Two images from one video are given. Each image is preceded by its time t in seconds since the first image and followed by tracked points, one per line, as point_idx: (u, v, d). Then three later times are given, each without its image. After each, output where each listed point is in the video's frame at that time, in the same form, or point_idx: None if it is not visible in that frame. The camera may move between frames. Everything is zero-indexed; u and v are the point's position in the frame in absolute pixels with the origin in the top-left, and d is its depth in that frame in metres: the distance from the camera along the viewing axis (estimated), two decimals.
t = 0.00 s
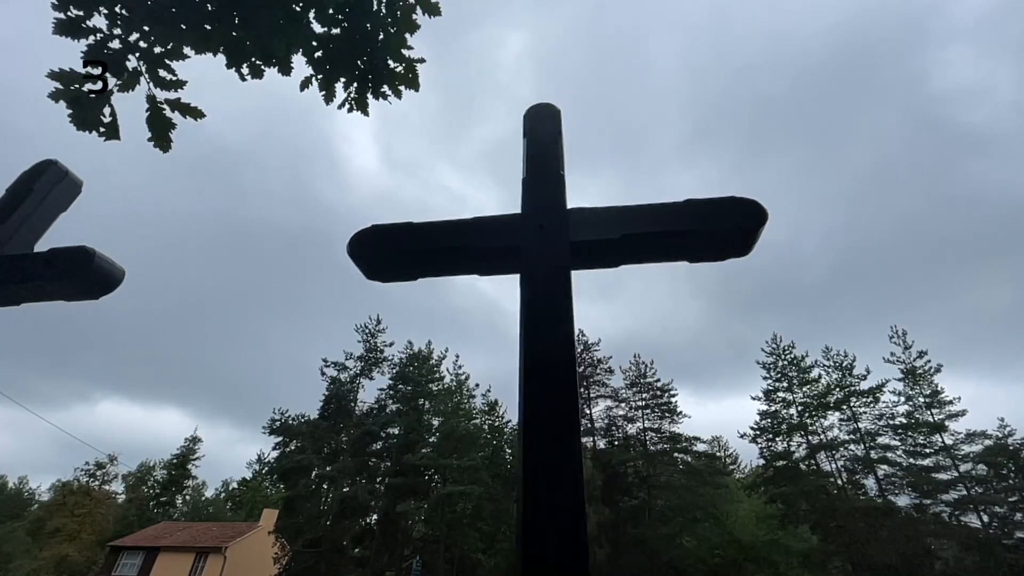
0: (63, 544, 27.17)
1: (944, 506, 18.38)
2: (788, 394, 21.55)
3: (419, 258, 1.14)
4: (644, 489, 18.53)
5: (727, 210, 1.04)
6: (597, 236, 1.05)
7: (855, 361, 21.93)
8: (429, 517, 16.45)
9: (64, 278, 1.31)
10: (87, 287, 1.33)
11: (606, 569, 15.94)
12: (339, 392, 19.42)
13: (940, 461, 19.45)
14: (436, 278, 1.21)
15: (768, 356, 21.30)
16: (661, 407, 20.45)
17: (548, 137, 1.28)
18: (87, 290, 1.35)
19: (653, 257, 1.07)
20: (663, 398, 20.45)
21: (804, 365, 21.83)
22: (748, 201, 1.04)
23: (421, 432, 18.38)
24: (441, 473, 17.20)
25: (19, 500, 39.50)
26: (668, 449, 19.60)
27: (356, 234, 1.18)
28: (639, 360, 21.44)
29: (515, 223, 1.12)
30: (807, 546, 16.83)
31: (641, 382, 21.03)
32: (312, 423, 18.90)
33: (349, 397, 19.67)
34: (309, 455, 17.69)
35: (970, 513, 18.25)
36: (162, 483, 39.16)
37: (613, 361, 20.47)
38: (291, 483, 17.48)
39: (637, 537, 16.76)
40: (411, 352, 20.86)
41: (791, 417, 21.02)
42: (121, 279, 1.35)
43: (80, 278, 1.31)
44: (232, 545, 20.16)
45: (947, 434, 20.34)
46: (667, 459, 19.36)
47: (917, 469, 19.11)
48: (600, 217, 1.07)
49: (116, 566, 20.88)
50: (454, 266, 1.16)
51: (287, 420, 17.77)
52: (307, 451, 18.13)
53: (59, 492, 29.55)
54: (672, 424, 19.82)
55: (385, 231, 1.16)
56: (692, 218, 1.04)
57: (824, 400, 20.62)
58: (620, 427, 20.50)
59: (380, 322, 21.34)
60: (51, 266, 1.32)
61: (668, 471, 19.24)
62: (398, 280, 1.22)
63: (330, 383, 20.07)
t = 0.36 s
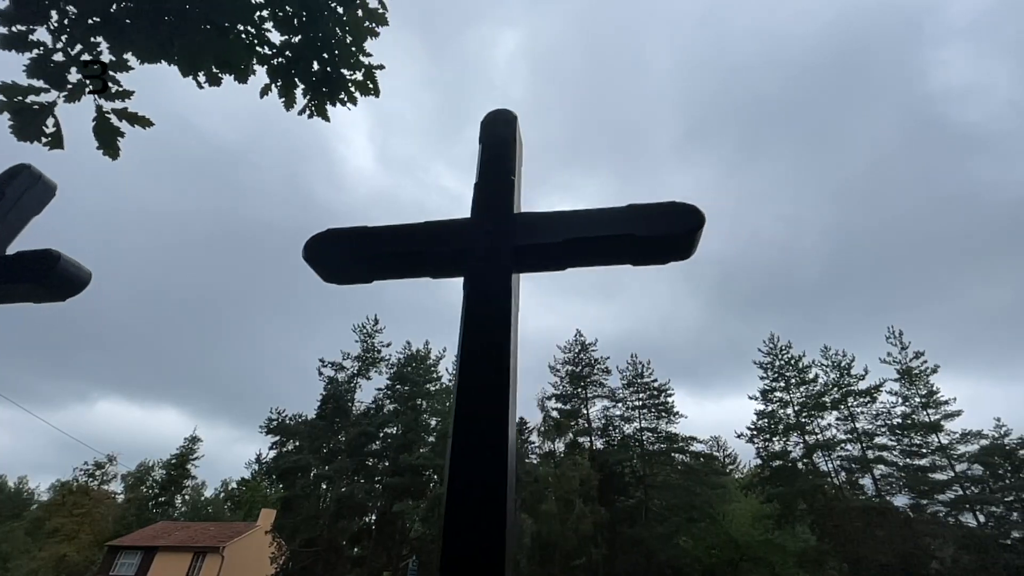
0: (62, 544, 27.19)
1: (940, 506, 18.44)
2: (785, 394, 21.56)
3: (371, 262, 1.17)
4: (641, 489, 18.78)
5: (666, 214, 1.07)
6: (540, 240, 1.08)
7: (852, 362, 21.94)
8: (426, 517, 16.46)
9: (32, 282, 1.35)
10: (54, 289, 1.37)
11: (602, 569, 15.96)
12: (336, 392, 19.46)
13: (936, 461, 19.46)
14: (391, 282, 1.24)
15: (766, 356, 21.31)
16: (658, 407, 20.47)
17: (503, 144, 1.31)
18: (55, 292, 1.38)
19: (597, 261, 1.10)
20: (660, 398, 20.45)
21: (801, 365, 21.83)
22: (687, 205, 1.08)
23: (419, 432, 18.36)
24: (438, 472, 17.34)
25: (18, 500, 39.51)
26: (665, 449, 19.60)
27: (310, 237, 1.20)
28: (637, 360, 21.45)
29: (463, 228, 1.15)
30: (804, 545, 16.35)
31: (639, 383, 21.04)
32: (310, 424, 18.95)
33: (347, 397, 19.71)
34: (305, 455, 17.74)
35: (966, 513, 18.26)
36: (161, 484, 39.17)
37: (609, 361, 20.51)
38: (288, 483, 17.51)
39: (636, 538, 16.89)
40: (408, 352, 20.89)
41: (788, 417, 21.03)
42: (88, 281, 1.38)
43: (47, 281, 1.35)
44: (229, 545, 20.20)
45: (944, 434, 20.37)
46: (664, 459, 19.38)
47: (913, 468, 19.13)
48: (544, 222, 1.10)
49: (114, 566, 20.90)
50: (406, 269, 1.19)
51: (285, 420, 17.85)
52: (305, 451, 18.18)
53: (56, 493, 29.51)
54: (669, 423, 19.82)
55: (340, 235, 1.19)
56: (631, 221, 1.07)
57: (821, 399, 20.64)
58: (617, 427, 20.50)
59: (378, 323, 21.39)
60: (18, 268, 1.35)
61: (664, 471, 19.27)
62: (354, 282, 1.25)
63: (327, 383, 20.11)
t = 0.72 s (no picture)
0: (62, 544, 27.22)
1: (938, 506, 18.42)
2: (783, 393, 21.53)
3: (327, 255, 1.18)
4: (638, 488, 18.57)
5: (615, 206, 1.08)
6: (489, 232, 1.09)
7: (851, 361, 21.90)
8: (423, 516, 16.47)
9: None
10: (16, 285, 1.37)
11: (600, 568, 15.94)
12: (334, 391, 19.45)
13: (934, 460, 19.43)
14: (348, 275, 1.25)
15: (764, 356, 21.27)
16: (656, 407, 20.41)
17: (464, 137, 1.32)
18: (18, 287, 1.38)
19: (549, 249, 1.12)
20: (658, 397, 20.40)
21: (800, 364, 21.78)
22: (637, 195, 1.08)
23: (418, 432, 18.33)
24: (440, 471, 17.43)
25: (19, 501, 39.55)
26: (664, 448, 19.55)
27: (267, 230, 1.21)
28: (635, 359, 21.41)
29: (418, 219, 1.16)
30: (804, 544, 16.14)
31: (637, 382, 21.00)
32: (308, 423, 18.95)
33: (345, 396, 19.70)
34: (303, 454, 17.77)
35: (964, 513, 18.23)
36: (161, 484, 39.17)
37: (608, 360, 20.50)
38: (286, 482, 17.52)
39: (631, 535, 16.79)
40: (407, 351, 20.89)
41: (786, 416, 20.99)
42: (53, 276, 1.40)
43: (10, 277, 1.36)
44: (228, 544, 20.22)
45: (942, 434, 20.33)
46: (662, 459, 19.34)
47: (912, 468, 19.10)
48: (495, 215, 1.11)
49: (113, 566, 20.93)
50: (362, 262, 1.20)
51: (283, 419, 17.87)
52: (302, 450, 18.19)
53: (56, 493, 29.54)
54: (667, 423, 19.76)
55: (297, 228, 1.20)
56: (580, 212, 1.09)
57: (819, 399, 20.60)
58: (615, 426, 20.46)
59: (376, 322, 21.40)
60: None
61: (662, 470, 19.23)
62: (311, 276, 1.26)
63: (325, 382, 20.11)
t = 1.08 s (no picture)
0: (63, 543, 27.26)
1: (939, 504, 18.33)
2: (783, 391, 21.47)
3: (285, 247, 1.18)
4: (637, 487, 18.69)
5: (566, 198, 1.09)
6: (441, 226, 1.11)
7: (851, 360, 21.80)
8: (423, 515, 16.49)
9: None
10: None
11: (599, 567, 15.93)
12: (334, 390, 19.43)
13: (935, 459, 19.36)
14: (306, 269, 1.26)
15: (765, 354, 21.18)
16: (656, 405, 20.26)
17: (424, 131, 1.34)
18: None
19: (503, 240, 1.13)
20: (658, 396, 20.30)
21: (801, 362, 21.71)
22: (587, 188, 1.09)
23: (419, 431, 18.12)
24: (437, 468, 16.96)
25: (24, 500, 39.68)
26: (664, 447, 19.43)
27: (225, 224, 1.22)
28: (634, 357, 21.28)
29: (371, 212, 1.17)
30: (804, 543, 15.93)
31: (636, 380, 20.92)
32: (307, 421, 18.95)
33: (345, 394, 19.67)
34: (303, 452, 17.81)
35: (965, 512, 18.14)
36: (164, 483, 39.24)
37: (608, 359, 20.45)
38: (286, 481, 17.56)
39: (632, 534, 16.77)
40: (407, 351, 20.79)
41: (787, 414, 20.93)
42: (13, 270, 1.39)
43: None
44: (229, 543, 20.26)
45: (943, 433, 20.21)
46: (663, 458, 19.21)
47: (913, 466, 19.00)
48: (449, 207, 1.12)
49: (115, 565, 20.99)
50: (317, 256, 1.21)
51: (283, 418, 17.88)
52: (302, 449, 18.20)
53: (60, 491, 29.63)
54: (667, 421, 19.66)
55: (256, 221, 1.21)
56: (531, 204, 1.10)
57: (820, 397, 20.55)
58: (615, 424, 20.36)
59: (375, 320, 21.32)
60: None
61: (662, 468, 19.13)
62: (269, 269, 1.26)
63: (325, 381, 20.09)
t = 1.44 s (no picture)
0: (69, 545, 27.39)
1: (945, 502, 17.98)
2: (785, 388, 21.35)
3: (290, 245, 1.83)
4: (640, 486, 18.26)
5: (526, 196, 1.67)
6: (392, 238, 1.75)
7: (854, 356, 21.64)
8: (424, 516, 15.88)
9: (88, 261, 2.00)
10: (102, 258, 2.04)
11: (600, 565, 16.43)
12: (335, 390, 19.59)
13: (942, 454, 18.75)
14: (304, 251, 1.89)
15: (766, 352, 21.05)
16: (657, 403, 20.23)
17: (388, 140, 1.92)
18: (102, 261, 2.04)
19: (456, 235, 1.73)
20: (659, 394, 20.27)
21: (803, 360, 21.59)
22: (542, 190, 1.65)
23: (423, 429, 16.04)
24: (440, 467, 16.15)
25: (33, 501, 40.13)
26: (664, 445, 19.49)
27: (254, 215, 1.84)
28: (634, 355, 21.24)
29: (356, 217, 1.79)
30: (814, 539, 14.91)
31: (636, 379, 20.92)
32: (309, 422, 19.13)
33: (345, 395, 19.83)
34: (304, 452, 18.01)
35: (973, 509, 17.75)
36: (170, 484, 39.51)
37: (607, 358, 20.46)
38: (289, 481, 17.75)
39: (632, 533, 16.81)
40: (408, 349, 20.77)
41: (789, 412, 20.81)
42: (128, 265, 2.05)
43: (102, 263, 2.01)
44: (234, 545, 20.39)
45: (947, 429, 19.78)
46: (663, 455, 19.20)
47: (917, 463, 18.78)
48: (409, 210, 1.74)
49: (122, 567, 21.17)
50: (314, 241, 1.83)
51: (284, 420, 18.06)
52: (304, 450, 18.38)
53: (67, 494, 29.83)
54: (667, 420, 19.64)
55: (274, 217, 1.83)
56: (480, 209, 1.68)
57: (824, 392, 20.00)
58: (617, 424, 19.90)
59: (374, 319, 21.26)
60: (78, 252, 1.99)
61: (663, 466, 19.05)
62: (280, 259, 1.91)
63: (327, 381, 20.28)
